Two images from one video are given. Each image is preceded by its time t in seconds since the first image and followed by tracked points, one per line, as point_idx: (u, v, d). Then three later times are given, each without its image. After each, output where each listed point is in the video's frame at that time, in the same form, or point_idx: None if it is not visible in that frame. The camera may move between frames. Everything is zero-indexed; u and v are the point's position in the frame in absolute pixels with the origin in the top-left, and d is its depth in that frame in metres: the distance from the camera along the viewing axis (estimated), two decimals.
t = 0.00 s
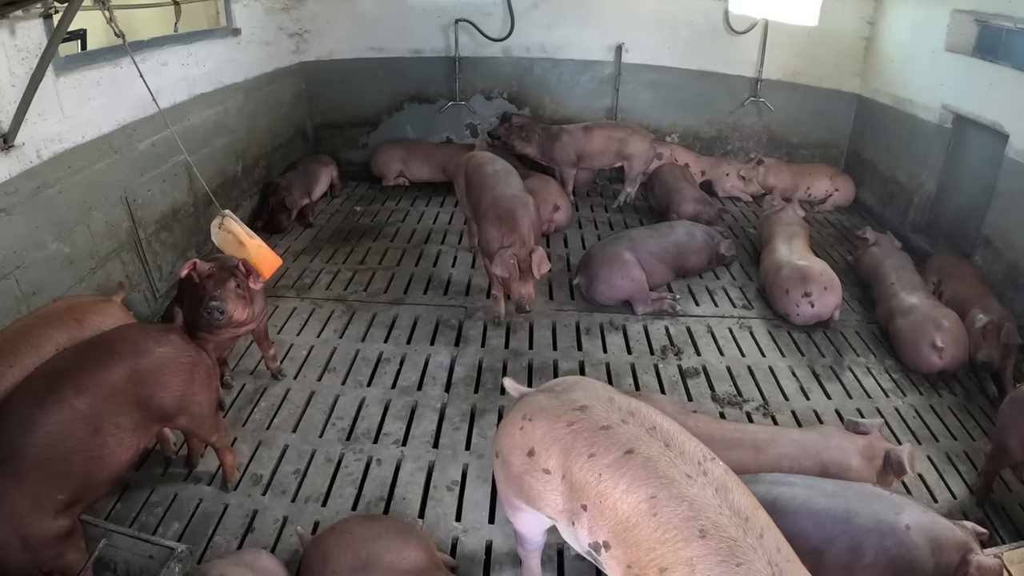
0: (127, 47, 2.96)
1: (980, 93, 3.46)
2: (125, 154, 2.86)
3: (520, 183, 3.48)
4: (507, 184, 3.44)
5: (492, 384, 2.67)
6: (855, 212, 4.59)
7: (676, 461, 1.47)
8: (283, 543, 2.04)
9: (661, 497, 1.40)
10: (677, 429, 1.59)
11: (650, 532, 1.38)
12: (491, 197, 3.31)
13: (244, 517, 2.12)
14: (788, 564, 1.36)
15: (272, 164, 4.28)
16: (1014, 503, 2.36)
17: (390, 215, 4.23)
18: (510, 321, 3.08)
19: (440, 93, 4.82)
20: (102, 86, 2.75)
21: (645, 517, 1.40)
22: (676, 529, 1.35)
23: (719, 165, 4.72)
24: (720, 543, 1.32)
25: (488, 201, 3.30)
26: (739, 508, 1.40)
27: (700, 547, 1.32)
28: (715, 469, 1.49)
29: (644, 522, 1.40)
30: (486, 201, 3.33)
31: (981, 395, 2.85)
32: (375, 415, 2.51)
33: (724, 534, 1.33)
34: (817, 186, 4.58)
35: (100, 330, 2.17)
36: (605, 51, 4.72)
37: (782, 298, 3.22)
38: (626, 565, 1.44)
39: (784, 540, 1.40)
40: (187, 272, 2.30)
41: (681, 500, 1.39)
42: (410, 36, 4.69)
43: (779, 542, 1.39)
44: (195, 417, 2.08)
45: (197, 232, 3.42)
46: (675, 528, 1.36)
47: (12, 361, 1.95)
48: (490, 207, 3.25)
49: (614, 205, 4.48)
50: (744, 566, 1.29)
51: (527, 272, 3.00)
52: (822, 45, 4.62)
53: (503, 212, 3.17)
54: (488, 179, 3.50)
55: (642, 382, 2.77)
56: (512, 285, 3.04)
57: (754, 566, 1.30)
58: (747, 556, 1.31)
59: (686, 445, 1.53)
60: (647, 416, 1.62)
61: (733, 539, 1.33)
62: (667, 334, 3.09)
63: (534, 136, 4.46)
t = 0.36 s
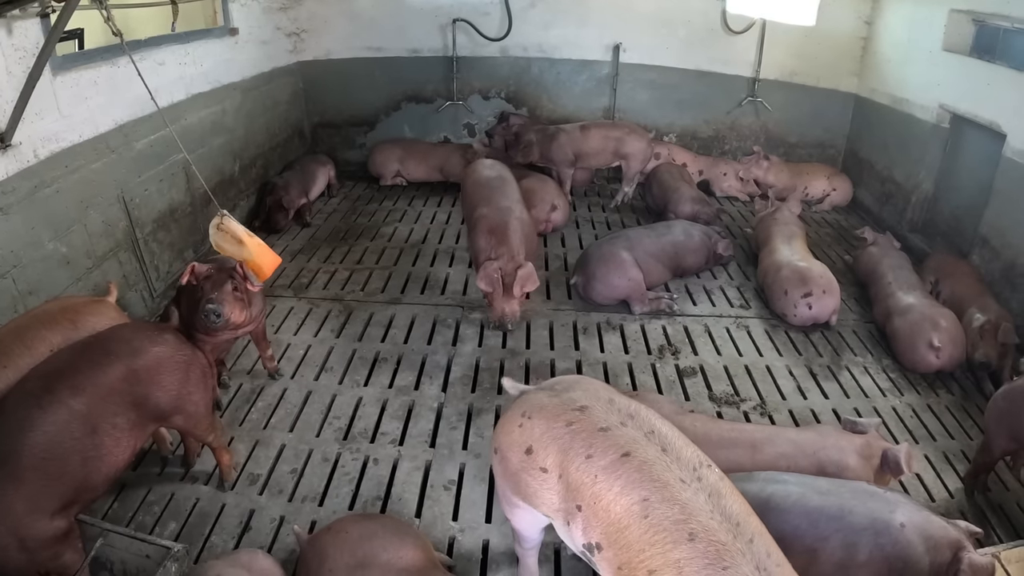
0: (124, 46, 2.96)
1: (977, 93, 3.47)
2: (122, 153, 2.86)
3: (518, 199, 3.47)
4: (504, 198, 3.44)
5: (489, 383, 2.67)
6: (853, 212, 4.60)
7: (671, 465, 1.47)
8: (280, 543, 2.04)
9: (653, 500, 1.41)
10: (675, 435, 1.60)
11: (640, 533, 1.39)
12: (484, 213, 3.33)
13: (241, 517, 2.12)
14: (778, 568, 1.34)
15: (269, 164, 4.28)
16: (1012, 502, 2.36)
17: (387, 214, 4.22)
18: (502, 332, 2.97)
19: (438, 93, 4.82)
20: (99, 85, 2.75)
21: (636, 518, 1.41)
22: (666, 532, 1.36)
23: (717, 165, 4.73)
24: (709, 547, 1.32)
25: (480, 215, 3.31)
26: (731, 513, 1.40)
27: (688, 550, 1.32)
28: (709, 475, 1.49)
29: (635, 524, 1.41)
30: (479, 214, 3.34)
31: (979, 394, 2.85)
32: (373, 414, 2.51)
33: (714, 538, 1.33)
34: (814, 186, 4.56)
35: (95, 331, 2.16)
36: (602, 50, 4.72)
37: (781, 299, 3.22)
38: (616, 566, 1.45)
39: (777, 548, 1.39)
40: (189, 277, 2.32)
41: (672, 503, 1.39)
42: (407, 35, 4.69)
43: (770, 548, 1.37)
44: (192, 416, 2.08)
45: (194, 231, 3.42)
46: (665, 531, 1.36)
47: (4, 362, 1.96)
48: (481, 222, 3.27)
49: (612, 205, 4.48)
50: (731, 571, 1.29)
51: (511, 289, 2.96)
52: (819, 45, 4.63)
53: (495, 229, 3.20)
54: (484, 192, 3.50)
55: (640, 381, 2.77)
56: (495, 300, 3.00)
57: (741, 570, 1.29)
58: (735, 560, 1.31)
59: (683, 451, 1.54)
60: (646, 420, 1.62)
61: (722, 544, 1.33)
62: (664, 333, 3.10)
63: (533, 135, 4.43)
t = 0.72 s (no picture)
0: (124, 46, 2.96)
1: (974, 94, 3.48)
2: (122, 153, 2.86)
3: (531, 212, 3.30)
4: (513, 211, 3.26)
5: (488, 383, 2.68)
6: (851, 212, 4.62)
7: (674, 458, 1.49)
8: (280, 541, 2.05)
9: (654, 492, 1.43)
10: (679, 428, 1.62)
11: (640, 525, 1.41)
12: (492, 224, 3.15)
13: (241, 515, 2.13)
14: (777, 567, 1.37)
15: (268, 164, 4.28)
16: (1008, 501, 2.37)
17: (386, 214, 4.23)
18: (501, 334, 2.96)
19: (437, 93, 4.83)
20: (99, 85, 2.75)
21: (637, 509, 1.43)
22: (665, 524, 1.38)
23: (715, 166, 4.74)
24: (707, 542, 1.34)
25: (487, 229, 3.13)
26: (731, 510, 1.42)
27: (687, 544, 1.34)
28: (711, 471, 1.50)
29: (635, 515, 1.43)
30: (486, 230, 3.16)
31: (975, 394, 2.87)
32: (372, 413, 2.52)
33: (713, 534, 1.35)
34: (811, 187, 4.61)
35: (93, 332, 2.17)
36: (601, 51, 4.73)
37: (779, 299, 3.23)
38: (615, 558, 1.46)
39: (775, 547, 1.41)
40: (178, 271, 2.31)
41: (673, 495, 1.41)
42: (406, 35, 4.70)
43: (768, 547, 1.39)
44: (193, 416, 2.08)
45: (193, 231, 3.43)
46: (664, 523, 1.38)
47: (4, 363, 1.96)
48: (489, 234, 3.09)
49: (610, 205, 4.49)
50: (728, 567, 1.30)
51: (518, 299, 2.73)
52: (817, 45, 4.65)
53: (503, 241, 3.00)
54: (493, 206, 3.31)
55: (638, 381, 2.78)
56: (503, 313, 2.77)
57: (739, 568, 1.31)
58: (733, 557, 1.32)
59: (686, 445, 1.55)
60: (651, 413, 1.64)
61: (721, 540, 1.34)
62: (662, 333, 3.10)
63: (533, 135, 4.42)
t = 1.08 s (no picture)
0: (124, 46, 2.96)
1: (974, 94, 3.49)
2: (121, 153, 2.86)
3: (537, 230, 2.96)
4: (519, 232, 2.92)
5: (489, 383, 2.68)
6: (850, 212, 4.62)
7: (674, 455, 1.50)
8: (281, 542, 2.05)
9: (652, 488, 1.43)
10: (681, 427, 1.62)
11: (639, 521, 1.41)
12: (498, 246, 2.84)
13: (242, 516, 2.13)
14: (777, 562, 1.36)
15: (268, 164, 4.28)
16: (1008, 500, 2.38)
17: (386, 214, 4.23)
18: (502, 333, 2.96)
19: (436, 93, 4.83)
20: (99, 85, 2.75)
21: (636, 506, 1.43)
22: (664, 521, 1.38)
23: (715, 166, 4.74)
24: (706, 539, 1.33)
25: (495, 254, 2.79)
26: (730, 507, 1.41)
27: (686, 541, 1.34)
28: (711, 467, 1.50)
29: (634, 511, 1.43)
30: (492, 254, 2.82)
31: (975, 393, 2.87)
32: (373, 414, 2.52)
33: (712, 531, 1.35)
34: (811, 187, 4.61)
35: (95, 332, 2.17)
36: (600, 51, 4.73)
37: (778, 299, 3.24)
38: (617, 553, 1.47)
39: (776, 543, 1.40)
40: (177, 269, 2.28)
41: (671, 492, 1.41)
42: (406, 35, 4.70)
43: (769, 542, 1.39)
44: (193, 417, 2.08)
45: (193, 231, 3.43)
46: (663, 520, 1.38)
47: (6, 364, 1.96)
48: (496, 258, 2.77)
49: (610, 205, 4.50)
50: (728, 564, 1.30)
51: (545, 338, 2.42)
52: (817, 46, 4.65)
53: (513, 266, 2.68)
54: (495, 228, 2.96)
55: (638, 381, 2.79)
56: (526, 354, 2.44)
57: (739, 564, 1.30)
58: (733, 553, 1.32)
59: (687, 443, 1.55)
60: (655, 411, 1.65)
61: (720, 537, 1.34)
62: (662, 333, 3.11)
63: (530, 137, 4.43)
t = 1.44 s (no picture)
0: (121, 45, 2.95)
1: (972, 94, 3.48)
2: (118, 152, 2.85)
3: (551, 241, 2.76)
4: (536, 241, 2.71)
5: (487, 383, 2.67)
6: (848, 211, 4.62)
7: (668, 456, 1.50)
8: (280, 543, 2.05)
9: (648, 488, 1.43)
10: (675, 427, 1.62)
11: (636, 522, 1.41)
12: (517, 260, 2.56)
13: (240, 517, 2.12)
14: (775, 560, 1.34)
15: (265, 163, 4.27)
16: (1008, 498, 2.37)
17: (383, 214, 4.22)
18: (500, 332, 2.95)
19: (434, 93, 4.82)
20: (96, 84, 2.74)
21: (632, 506, 1.43)
22: (661, 522, 1.38)
23: (713, 165, 4.73)
24: (703, 539, 1.33)
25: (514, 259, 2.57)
26: (727, 506, 1.41)
27: (682, 541, 1.33)
28: (706, 468, 1.50)
29: (631, 511, 1.43)
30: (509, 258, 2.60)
31: (974, 392, 2.87)
32: (371, 414, 2.51)
33: (708, 530, 1.34)
34: (809, 186, 4.61)
35: (90, 336, 2.17)
36: (598, 51, 4.73)
37: (777, 297, 3.24)
38: (613, 555, 1.47)
39: (775, 542, 1.39)
40: (173, 273, 2.30)
41: (667, 493, 1.41)
42: (403, 35, 4.69)
43: (766, 540, 1.38)
44: (190, 417, 2.07)
45: (190, 231, 3.42)
46: (659, 520, 1.38)
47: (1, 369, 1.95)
48: (517, 276, 2.50)
49: (608, 205, 4.49)
50: (725, 563, 1.29)
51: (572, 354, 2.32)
52: (814, 45, 4.65)
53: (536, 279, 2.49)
54: (512, 230, 2.74)
55: (637, 380, 2.78)
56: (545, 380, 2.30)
57: (736, 562, 1.29)
58: (730, 551, 1.31)
59: (683, 443, 1.55)
60: (652, 412, 1.64)
61: (717, 536, 1.33)
62: (661, 332, 3.10)
63: (524, 134, 4.44)
